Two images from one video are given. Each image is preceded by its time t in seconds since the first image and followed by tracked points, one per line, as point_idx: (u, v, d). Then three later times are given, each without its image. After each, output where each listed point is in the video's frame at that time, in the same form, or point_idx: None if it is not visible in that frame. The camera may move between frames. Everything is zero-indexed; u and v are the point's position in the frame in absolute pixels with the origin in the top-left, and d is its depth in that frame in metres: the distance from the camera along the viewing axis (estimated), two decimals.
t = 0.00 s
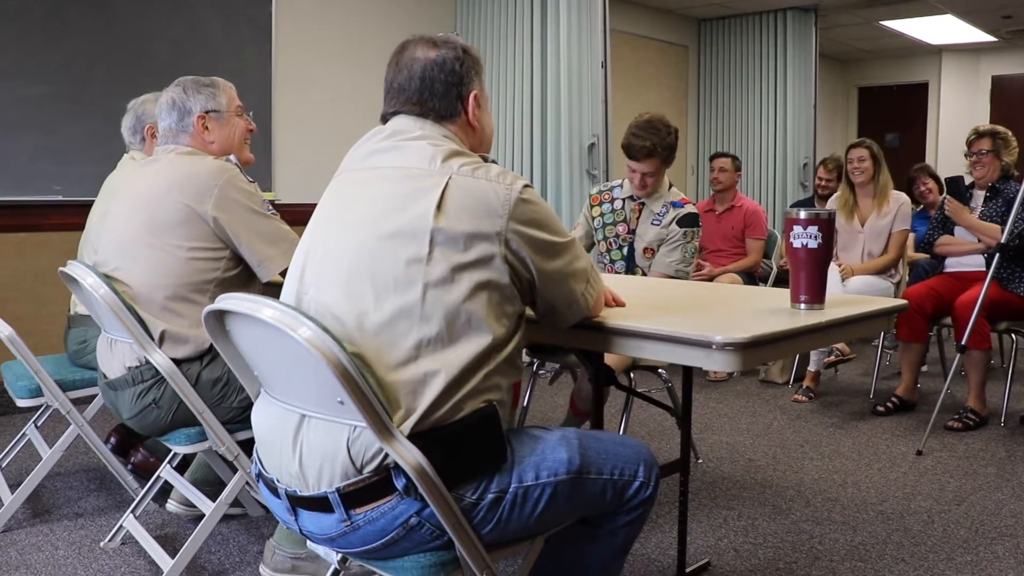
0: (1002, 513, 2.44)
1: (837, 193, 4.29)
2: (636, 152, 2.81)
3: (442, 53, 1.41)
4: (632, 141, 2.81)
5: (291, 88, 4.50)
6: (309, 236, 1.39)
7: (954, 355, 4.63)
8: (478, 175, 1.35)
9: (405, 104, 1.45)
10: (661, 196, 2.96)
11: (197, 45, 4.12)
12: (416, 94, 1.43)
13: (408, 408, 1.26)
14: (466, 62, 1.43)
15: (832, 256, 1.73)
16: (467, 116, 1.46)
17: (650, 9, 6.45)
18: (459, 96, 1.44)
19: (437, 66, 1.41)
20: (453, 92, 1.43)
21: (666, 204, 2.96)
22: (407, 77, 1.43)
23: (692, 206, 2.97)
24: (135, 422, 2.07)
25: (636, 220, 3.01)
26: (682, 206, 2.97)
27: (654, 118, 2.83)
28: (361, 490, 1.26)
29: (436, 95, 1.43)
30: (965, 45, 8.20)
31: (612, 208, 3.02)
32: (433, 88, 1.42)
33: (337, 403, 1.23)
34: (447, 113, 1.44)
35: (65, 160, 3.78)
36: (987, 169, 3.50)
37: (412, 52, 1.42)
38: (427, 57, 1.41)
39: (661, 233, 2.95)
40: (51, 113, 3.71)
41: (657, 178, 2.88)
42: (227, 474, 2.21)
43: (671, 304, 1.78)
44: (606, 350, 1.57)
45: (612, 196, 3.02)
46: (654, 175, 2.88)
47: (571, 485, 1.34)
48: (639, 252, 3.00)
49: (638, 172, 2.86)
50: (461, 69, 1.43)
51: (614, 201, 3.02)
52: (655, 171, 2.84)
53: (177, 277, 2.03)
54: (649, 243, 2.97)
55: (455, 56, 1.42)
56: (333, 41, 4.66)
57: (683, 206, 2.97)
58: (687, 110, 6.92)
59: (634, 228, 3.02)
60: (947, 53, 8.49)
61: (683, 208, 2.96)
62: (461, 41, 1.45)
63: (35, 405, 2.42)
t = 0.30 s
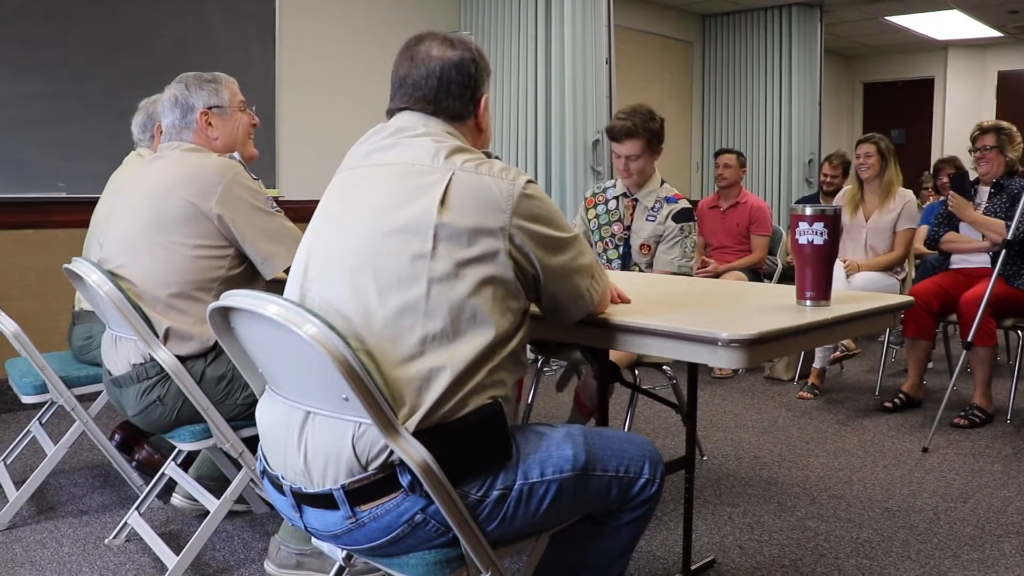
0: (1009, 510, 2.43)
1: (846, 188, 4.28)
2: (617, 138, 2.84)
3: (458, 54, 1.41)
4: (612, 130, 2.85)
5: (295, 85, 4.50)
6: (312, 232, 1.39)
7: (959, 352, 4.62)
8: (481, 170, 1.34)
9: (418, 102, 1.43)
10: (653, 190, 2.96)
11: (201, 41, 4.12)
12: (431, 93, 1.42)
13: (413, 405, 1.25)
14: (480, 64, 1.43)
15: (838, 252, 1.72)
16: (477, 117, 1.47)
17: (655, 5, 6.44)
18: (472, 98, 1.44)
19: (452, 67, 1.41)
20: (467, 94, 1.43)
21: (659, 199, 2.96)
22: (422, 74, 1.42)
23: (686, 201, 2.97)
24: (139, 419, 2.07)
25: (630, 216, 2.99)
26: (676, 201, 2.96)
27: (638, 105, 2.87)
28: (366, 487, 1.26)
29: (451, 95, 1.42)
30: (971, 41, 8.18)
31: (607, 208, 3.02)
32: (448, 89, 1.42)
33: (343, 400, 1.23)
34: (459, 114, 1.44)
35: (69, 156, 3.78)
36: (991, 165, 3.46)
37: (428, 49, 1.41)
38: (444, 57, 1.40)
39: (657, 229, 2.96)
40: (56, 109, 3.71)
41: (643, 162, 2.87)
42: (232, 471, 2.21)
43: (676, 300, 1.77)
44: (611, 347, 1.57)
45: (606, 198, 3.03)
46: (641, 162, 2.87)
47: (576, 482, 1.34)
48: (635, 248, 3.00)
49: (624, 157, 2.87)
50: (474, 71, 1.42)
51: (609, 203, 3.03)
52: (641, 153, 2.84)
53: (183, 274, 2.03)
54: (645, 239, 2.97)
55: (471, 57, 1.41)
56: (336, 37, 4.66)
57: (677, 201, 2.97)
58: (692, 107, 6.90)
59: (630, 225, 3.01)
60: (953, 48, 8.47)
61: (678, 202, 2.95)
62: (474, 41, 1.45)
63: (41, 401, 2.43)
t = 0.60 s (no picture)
0: (1015, 508, 2.42)
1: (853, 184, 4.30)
2: (590, 123, 2.89)
3: (460, 49, 1.40)
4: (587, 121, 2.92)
5: (298, 82, 4.49)
6: (316, 230, 1.38)
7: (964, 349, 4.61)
8: (484, 167, 1.34)
9: (420, 98, 1.43)
10: (641, 173, 2.95)
11: (203, 39, 4.12)
12: (433, 88, 1.42)
13: (417, 403, 1.25)
14: (483, 59, 1.42)
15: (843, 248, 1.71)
16: (479, 113, 1.46)
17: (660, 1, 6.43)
18: (474, 93, 1.44)
19: (454, 62, 1.41)
20: (469, 89, 1.43)
21: (647, 181, 2.95)
22: (424, 69, 1.42)
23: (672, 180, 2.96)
24: (143, 417, 2.07)
25: (621, 203, 2.99)
26: (663, 181, 2.94)
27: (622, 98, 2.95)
28: (370, 485, 1.26)
29: (453, 90, 1.42)
30: (977, 36, 8.15)
31: (601, 205, 3.06)
32: (450, 84, 1.42)
33: (347, 398, 1.22)
34: (461, 110, 1.43)
35: (72, 153, 3.78)
36: (998, 162, 3.45)
37: (430, 44, 1.41)
38: (445, 51, 1.40)
39: (648, 209, 2.93)
40: (59, 106, 3.72)
41: (621, 141, 2.87)
42: (235, 470, 2.21)
43: (681, 297, 1.77)
44: (614, 344, 1.56)
45: (600, 195, 3.07)
46: (616, 142, 2.87)
47: (581, 480, 1.33)
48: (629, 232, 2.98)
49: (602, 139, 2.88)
50: (476, 66, 1.42)
51: (603, 198, 3.06)
52: (616, 133, 2.85)
53: (185, 272, 2.02)
54: (638, 221, 2.95)
55: (473, 53, 1.41)
56: (339, 34, 4.65)
57: (664, 181, 2.95)
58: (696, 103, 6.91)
59: (622, 211, 3.00)
60: (959, 44, 8.46)
61: (663, 181, 2.94)
62: (477, 37, 1.44)
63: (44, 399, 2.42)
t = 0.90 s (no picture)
0: (1019, 505, 2.42)
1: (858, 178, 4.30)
2: (593, 118, 2.96)
3: (451, 41, 1.40)
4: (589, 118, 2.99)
5: (300, 79, 4.49)
6: (318, 227, 1.38)
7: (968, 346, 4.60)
8: (486, 162, 1.33)
9: (415, 92, 1.43)
10: (641, 167, 2.96)
11: (205, 35, 4.11)
12: (426, 82, 1.42)
13: (420, 399, 1.24)
14: (476, 49, 1.41)
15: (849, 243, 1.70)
16: (476, 104, 1.44)
17: None
18: (468, 84, 1.42)
19: (445, 53, 1.40)
20: (462, 80, 1.41)
21: (647, 175, 2.95)
22: (415, 64, 1.42)
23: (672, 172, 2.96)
24: (145, 414, 2.07)
25: (624, 196, 2.98)
26: (664, 173, 2.95)
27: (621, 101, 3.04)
28: (373, 482, 1.25)
29: (445, 82, 1.41)
30: (982, 32, 8.13)
31: (603, 204, 3.07)
32: (442, 76, 1.41)
33: (349, 394, 1.22)
34: (457, 102, 1.43)
35: (74, 151, 3.78)
36: (1004, 158, 3.45)
37: (421, 38, 1.40)
38: (437, 44, 1.40)
39: (650, 200, 2.92)
40: (61, 103, 3.71)
41: (623, 133, 2.91)
42: (238, 467, 2.21)
43: (683, 294, 1.76)
44: (617, 340, 1.56)
45: (603, 195, 3.08)
46: (619, 133, 2.91)
47: (584, 476, 1.33)
48: (631, 223, 2.96)
49: (604, 131, 2.93)
50: (470, 57, 1.41)
51: (606, 198, 3.07)
52: (619, 124, 2.91)
53: (186, 268, 2.02)
54: (639, 211, 2.93)
55: (464, 43, 1.40)
56: (342, 31, 4.65)
57: (664, 173, 2.96)
58: (700, 100, 6.92)
59: (624, 204, 2.99)
60: (963, 40, 8.45)
61: (664, 173, 2.95)
62: (471, 28, 1.43)
63: (46, 396, 2.42)
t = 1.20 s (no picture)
0: None
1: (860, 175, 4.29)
2: (605, 113, 2.96)
3: (453, 36, 1.39)
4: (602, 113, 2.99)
5: (303, 76, 4.48)
6: (321, 225, 1.38)
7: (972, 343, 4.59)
8: (492, 160, 1.33)
9: (418, 89, 1.43)
10: (651, 163, 2.98)
11: (207, 33, 4.11)
12: (427, 78, 1.41)
13: (423, 397, 1.24)
14: (479, 44, 1.40)
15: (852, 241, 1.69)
16: (480, 98, 1.43)
17: None
18: (470, 79, 1.41)
19: (446, 49, 1.39)
20: (464, 75, 1.41)
21: (657, 170, 2.97)
22: (417, 61, 1.42)
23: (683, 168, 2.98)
24: (148, 412, 2.07)
25: (631, 190, 2.97)
26: (674, 169, 2.97)
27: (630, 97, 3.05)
28: (376, 480, 1.25)
29: (447, 78, 1.41)
30: (986, 28, 8.11)
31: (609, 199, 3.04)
32: (443, 72, 1.41)
33: (352, 391, 1.21)
34: (460, 97, 1.42)
35: (76, 148, 3.78)
36: (1010, 152, 3.42)
37: (424, 35, 1.40)
38: (438, 40, 1.39)
39: (660, 194, 2.92)
40: (62, 101, 3.71)
41: (635, 128, 2.92)
42: (240, 465, 2.21)
43: (686, 290, 1.76)
44: (620, 337, 1.55)
45: (609, 191, 3.05)
46: (631, 129, 2.92)
47: (587, 473, 1.32)
48: (639, 217, 2.95)
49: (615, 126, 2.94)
50: (472, 52, 1.40)
51: (612, 193, 3.04)
52: (632, 119, 2.91)
53: (188, 265, 2.02)
54: (648, 205, 2.93)
55: (466, 38, 1.39)
56: (344, 28, 4.64)
57: (674, 169, 2.98)
58: (703, 96, 6.92)
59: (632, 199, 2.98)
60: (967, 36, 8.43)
61: (675, 170, 2.97)
62: (474, 22, 1.42)
63: (49, 394, 2.42)
